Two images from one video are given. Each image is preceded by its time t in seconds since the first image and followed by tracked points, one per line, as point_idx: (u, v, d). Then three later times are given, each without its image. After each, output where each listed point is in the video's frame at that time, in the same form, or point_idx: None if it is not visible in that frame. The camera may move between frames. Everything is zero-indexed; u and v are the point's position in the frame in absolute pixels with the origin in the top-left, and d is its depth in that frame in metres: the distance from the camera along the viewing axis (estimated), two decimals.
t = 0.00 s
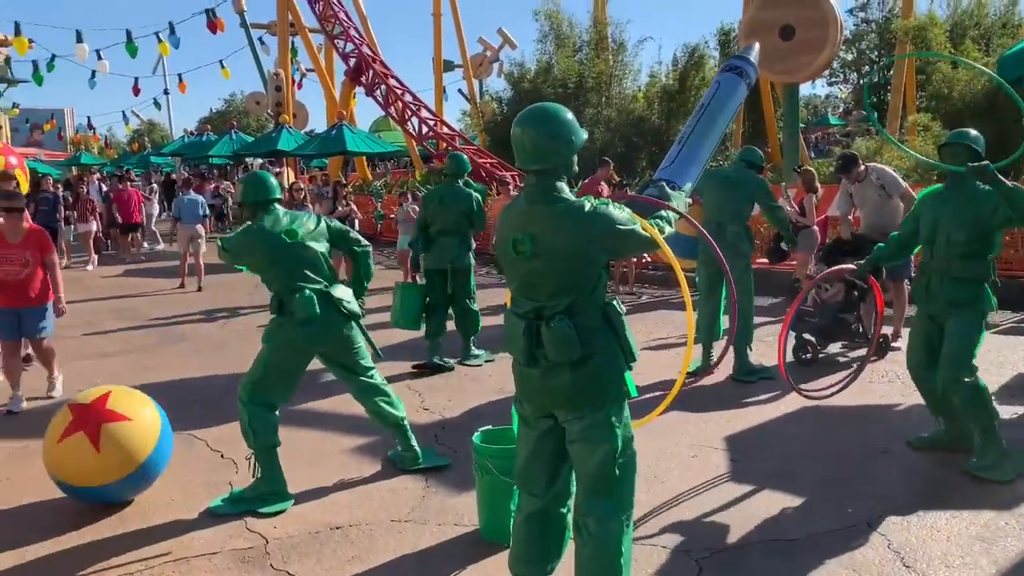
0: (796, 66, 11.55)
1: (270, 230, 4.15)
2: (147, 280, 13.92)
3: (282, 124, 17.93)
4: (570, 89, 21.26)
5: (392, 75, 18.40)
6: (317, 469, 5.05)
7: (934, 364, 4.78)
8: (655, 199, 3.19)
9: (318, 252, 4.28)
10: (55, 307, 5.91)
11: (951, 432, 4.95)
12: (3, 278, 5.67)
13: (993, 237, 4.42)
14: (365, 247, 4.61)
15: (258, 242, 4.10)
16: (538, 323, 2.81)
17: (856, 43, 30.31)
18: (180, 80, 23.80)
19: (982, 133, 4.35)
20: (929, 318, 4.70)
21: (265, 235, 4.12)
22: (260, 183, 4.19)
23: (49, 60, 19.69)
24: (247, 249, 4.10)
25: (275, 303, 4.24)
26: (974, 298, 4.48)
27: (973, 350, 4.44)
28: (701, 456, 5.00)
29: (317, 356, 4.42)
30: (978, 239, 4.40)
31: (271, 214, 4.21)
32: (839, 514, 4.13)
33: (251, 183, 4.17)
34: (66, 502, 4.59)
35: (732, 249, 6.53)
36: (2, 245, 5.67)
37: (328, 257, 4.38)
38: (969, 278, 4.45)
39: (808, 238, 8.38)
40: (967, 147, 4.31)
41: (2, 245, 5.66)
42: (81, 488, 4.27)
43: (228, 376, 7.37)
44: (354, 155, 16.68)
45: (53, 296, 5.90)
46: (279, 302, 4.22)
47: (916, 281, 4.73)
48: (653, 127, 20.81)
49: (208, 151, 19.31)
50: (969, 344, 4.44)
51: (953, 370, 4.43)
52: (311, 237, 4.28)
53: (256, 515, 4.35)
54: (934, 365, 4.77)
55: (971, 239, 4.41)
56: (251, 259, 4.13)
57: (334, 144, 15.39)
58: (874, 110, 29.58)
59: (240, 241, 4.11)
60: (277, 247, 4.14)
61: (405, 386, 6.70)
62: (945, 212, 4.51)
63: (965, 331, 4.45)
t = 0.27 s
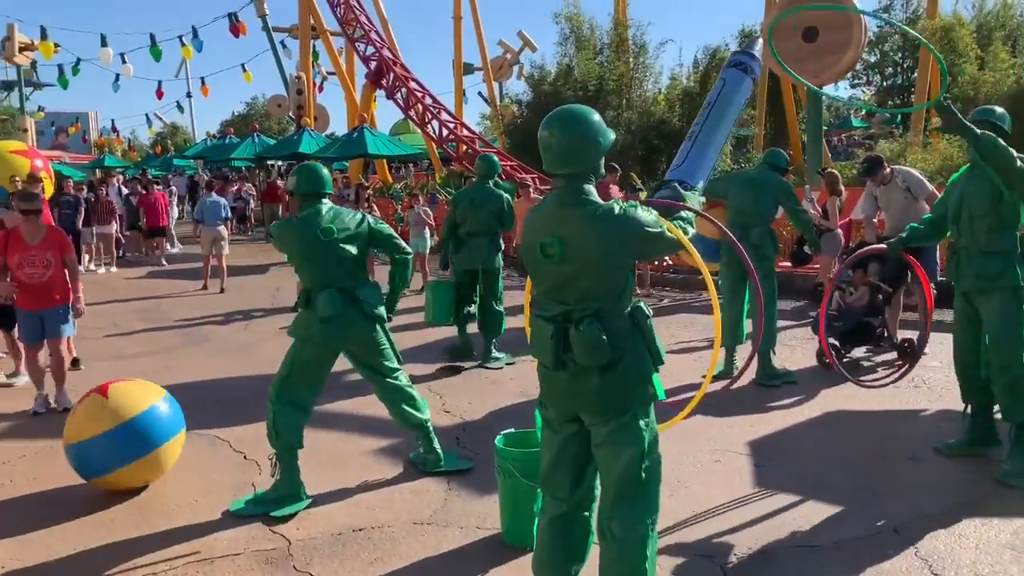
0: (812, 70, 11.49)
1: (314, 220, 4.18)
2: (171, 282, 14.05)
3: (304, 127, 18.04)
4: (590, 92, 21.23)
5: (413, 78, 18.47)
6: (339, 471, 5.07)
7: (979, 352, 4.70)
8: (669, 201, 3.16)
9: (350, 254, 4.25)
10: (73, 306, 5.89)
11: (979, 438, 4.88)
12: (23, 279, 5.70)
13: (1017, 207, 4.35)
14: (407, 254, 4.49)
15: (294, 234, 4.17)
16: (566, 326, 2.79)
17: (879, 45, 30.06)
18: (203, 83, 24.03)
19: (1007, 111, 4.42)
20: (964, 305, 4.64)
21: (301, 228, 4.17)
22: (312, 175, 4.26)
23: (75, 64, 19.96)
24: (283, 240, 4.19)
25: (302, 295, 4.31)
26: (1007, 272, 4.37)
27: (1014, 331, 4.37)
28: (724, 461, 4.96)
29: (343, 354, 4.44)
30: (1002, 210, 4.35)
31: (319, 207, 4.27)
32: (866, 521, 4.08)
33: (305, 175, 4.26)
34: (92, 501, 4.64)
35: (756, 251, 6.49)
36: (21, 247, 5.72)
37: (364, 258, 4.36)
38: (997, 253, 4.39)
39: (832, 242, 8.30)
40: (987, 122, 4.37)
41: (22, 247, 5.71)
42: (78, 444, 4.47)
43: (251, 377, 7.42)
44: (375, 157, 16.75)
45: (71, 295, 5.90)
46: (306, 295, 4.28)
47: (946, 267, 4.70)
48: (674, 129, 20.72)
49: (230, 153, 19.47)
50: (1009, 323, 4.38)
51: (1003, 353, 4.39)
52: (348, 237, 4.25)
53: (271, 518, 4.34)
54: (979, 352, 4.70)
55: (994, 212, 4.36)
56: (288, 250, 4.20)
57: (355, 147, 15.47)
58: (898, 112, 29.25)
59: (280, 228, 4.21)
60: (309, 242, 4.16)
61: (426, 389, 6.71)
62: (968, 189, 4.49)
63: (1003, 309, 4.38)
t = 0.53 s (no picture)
0: (811, 76, 11.51)
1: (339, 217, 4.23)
2: (180, 285, 14.11)
3: (312, 130, 18.09)
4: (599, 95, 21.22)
5: (421, 81, 18.49)
6: (348, 474, 5.07)
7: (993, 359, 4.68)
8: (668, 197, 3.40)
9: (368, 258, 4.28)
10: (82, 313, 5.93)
11: (991, 442, 4.84)
12: (37, 286, 5.70)
13: None
14: (427, 266, 4.48)
15: (316, 231, 4.21)
16: (585, 330, 2.77)
17: (889, 47, 29.95)
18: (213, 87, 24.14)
19: (1017, 117, 4.33)
20: (975, 313, 4.62)
21: (324, 226, 4.20)
22: (344, 172, 4.26)
23: (86, 68, 20.08)
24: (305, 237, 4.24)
25: (316, 294, 4.36)
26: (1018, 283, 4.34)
27: None
28: (733, 465, 4.95)
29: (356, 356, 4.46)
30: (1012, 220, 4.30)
31: (346, 206, 4.30)
32: (877, 526, 4.06)
33: (337, 171, 4.26)
34: (104, 503, 4.66)
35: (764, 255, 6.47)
36: (35, 252, 5.72)
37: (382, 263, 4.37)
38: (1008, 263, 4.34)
39: (841, 245, 8.27)
40: (994, 131, 4.31)
41: (36, 252, 5.72)
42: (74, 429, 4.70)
43: (260, 380, 7.45)
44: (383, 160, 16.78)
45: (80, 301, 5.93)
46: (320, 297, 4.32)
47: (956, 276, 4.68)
48: (682, 132, 20.68)
49: (240, 157, 19.55)
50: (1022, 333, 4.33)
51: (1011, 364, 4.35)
52: (370, 239, 4.27)
53: (276, 524, 4.33)
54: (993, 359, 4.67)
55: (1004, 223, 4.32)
56: (310, 245, 4.24)
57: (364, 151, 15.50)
58: (907, 115, 29.12)
59: (304, 223, 4.25)
60: (329, 241, 4.20)
61: (435, 392, 6.72)
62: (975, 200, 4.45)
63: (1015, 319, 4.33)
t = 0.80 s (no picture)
0: (805, 83, 11.57)
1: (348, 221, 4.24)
2: (177, 292, 14.11)
3: (309, 137, 18.12)
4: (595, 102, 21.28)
5: (418, 88, 18.54)
6: (345, 481, 5.07)
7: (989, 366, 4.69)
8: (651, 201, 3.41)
9: (377, 263, 4.29)
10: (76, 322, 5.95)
11: (986, 447, 4.86)
12: (33, 295, 5.70)
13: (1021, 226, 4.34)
14: (429, 274, 4.56)
15: (326, 234, 4.20)
16: (589, 338, 2.77)
17: (883, 53, 30.12)
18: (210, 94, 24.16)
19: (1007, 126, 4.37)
20: (970, 321, 4.64)
21: (335, 231, 4.20)
22: (356, 178, 4.30)
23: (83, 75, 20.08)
24: (315, 240, 4.19)
25: (317, 299, 4.36)
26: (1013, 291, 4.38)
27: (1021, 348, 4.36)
28: (730, 471, 4.95)
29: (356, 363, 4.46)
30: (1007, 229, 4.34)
31: (355, 211, 4.32)
32: (874, 531, 4.06)
33: (349, 176, 4.30)
34: (100, 511, 4.65)
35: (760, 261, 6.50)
36: (30, 261, 5.71)
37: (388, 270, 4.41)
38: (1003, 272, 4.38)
39: (837, 251, 8.30)
40: (987, 143, 4.34)
41: (32, 261, 5.70)
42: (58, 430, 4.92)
43: (257, 387, 7.44)
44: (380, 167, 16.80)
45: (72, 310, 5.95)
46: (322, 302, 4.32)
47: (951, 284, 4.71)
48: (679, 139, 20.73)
49: (236, 163, 19.55)
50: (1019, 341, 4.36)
51: (1008, 371, 4.38)
52: (380, 244, 4.30)
53: (275, 532, 4.33)
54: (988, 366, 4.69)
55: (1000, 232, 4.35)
56: (324, 248, 4.21)
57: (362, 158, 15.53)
58: (902, 121, 29.23)
59: (314, 227, 4.21)
60: (340, 246, 4.20)
61: (432, 398, 6.72)
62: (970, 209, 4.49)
63: (1012, 326, 4.36)
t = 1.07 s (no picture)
0: (793, 93, 11.66)
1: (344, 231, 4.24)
2: (167, 302, 14.05)
3: (299, 147, 18.11)
4: (585, 111, 21.34)
5: (409, 98, 18.57)
6: (335, 491, 5.04)
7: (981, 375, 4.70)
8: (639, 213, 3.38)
9: (375, 273, 4.32)
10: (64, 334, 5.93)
11: (974, 454, 4.88)
12: (27, 306, 5.67)
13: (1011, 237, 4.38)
14: (423, 285, 4.60)
15: (326, 243, 4.18)
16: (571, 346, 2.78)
17: (871, 63, 30.39)
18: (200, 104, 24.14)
19: (989, 138, 4.41)
20: (960, 331, 4.65)
21: (335, 240, 4.19)
22: (353, 187, 4.32)
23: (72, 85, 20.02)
24: (316, 248, 4.15)
25: (310, 308, 4.33)
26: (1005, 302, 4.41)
27: (1013, 358, 4.39)
28: (721, 479, 4.96)
29: (347, 372, 4.45)
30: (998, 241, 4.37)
31: (350, 220, 4.32)
32: (864, 540, 4.07)
33: (347, 185, 4.31)
34: (87, 523, 4.60)
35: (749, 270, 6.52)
36: (22, 273, 5.66)
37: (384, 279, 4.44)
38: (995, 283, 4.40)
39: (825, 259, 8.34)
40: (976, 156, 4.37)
41: (23, 273, 5.65)
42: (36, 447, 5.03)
43: (247, 397, 7.41)
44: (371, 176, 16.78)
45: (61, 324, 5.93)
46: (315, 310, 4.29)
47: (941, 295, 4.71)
48: (669, 148, 20.83)
49: (227, 173, 19.52)
50: (1010, 351, 4.40)
51: (1000, 381, 4.41)
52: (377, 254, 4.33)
53: (264, 543, 4.30)
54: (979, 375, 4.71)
55: (991, 244, 4.38)
56: (323, 257, 4.18)
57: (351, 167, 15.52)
58: (890, 130, 29.46)
59: (313, 234, 4.18)
60: (340, 254, 4.20)
61: (422, 408, 6.70)
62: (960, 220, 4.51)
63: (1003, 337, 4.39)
